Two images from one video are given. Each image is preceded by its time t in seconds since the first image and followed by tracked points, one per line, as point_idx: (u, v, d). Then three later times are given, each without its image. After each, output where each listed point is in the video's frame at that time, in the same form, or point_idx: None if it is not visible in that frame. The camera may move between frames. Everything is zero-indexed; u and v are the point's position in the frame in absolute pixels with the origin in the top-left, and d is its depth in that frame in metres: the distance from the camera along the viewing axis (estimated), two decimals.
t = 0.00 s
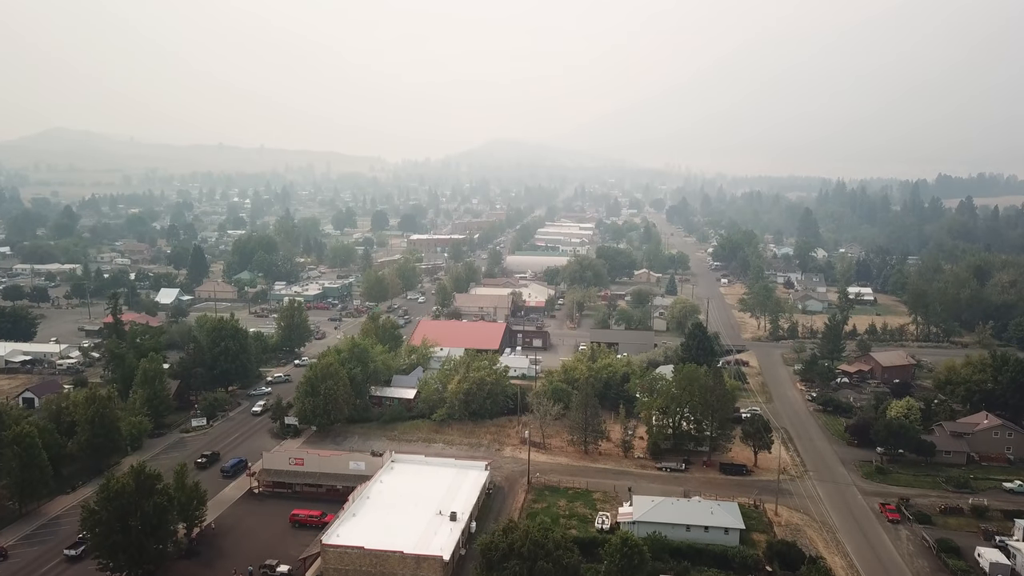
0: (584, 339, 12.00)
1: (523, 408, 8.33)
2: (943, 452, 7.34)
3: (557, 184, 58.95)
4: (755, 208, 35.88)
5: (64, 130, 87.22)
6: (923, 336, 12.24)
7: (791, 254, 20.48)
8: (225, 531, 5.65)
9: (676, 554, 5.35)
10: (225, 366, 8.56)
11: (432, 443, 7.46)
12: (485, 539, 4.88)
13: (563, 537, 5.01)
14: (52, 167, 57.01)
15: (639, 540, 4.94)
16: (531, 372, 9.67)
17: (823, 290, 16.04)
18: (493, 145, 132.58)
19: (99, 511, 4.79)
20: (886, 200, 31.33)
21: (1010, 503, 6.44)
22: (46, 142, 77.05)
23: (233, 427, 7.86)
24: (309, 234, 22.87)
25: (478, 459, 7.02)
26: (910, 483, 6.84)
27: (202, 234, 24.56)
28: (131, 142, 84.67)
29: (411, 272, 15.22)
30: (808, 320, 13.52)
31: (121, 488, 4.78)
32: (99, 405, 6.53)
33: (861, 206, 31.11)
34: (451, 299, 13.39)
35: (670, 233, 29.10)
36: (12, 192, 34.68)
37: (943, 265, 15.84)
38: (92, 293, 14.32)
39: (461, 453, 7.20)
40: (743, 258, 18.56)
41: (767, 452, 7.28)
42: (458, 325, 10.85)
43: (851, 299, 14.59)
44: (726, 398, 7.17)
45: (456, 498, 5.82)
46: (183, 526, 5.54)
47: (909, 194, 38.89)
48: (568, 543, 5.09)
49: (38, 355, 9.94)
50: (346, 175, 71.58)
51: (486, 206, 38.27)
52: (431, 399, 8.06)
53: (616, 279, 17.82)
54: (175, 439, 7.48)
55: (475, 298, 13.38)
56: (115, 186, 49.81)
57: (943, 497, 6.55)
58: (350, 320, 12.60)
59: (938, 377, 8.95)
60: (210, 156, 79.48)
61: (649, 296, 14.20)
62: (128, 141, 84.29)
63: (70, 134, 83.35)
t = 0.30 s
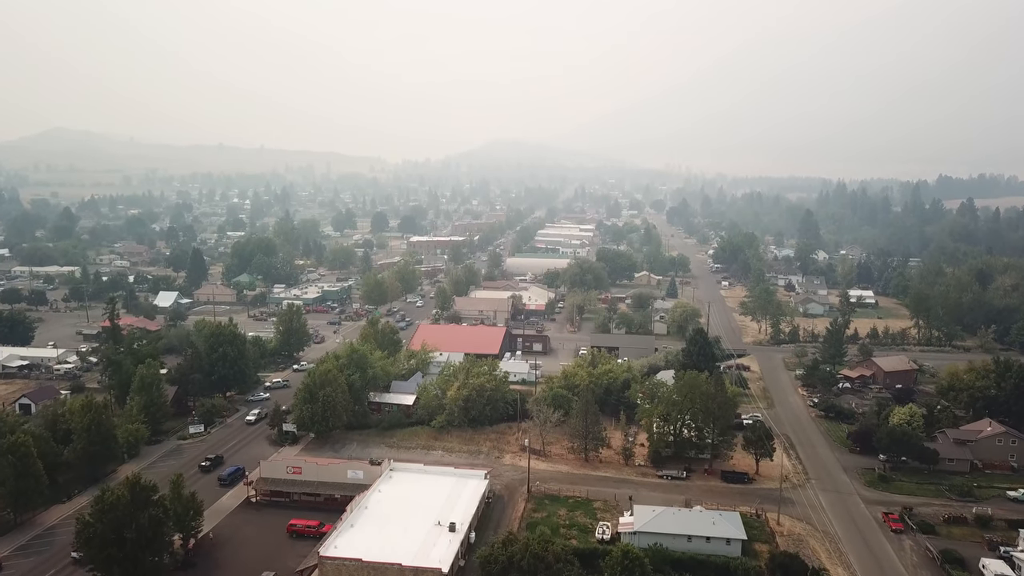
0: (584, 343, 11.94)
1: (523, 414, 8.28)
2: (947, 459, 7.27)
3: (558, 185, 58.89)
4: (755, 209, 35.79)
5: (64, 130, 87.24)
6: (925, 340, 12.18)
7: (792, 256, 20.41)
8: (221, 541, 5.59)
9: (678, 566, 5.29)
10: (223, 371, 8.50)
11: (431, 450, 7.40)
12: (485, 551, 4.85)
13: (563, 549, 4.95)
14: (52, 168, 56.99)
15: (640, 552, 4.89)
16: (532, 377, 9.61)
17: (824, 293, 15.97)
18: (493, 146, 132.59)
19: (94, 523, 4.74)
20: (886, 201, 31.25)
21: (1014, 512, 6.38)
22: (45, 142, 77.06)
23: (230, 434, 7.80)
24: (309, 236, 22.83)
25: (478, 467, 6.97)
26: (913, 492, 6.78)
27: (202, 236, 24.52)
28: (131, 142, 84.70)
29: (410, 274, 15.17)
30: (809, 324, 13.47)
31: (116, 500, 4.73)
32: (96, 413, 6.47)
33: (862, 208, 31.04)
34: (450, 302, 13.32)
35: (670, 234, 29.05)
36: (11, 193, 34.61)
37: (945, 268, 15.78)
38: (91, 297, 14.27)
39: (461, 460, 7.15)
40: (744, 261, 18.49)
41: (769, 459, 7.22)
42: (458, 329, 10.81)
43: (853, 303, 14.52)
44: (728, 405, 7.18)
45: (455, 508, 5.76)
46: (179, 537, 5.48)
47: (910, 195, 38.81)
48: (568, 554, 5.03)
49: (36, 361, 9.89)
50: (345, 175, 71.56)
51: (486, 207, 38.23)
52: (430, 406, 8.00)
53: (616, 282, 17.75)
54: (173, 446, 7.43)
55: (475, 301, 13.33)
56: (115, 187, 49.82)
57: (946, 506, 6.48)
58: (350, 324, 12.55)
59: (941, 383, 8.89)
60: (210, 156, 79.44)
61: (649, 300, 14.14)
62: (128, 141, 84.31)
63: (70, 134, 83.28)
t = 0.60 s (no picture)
0: (584, 347, 11.89)
1: (523, 421, 8.22)
2: (950, 468, 7.21)
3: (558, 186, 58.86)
4: (756, 210, 35.71)
5: (64, 130, 87.18)
6: (927, 344, 12.12)
7: (792, 258, 20.35)
8: (218, 552, 5.53)
9: None
10: (220, 377, 8.44)
11: (430, 458, 7.34)
12: (484, 563, 4.79)
13: (563, 561, 4.89)
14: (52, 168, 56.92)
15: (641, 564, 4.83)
16: (531, 383, 9.56)
17: (824, 296, 15.91)
18: (493, 146, 132.55)
19: (88, 536, 4.69)
20: (887, 202, 31.18)
21: (1018, 521, 6.32)
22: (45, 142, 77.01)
23: (228, 441, 7.75)
24: (308, 238, 22.79)
25: (477, 475, 6.91)
26: (916, 500, 6.72)
27: (201, 237, 24.46)
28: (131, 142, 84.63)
29: (410, 277, 15.11)
30: (811, 327, 13.41)
31: (110, 512, 4.69)
32: (92, 421, 6.42)
33: (863, 210, 30.99)
34: (450, 306, 13.25)
35: (670, 236, 29.01)
36: (9, 194, 34.52)
37: (946, 271, 15.71)
38: (89, 300, 14.21)
39: (460, 468, 7.09)
40: (744, 263, 18.43)
41: (770, 467, 7.16)
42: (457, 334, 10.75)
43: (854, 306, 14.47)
44: (729, 412, 7.10)
45: (454, 519, 5.71)
46: (175, 548, 5.43)
47: (910, 197, 38.76)
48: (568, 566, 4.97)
49: (33, 365, 9.84)
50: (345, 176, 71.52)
51: (487, 208, 38.20)
52: (429, 413, 7.94)
53: (616, 285, 17.69)
54: (169, 454, 7.37)
55: (475, 305, 13.27)
56: (115, 188, 49.80)
57: (949, 515, 6.43)
58: (349, 328, 12.49)
59: (944, 389, 8.82)
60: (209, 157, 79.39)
61: (649, 303, 14.09)
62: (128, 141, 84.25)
63: (70, 134, 83.21)
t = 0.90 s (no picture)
0: (584, 352, 11.83)
1: (523, 427, 8.16)
2: (953, 476, 7.15)
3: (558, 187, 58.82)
4: (756, 211, 35.65)
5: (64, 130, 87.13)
6: (928, 348, 12.07)
7: (793, 260, 20.29)
8: (214, 563, 5.47)
9: None
10: (218, 383, 8.38)
11: (429, 466, 7.29)
12: None
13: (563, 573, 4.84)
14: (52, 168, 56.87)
15: None
16: (531, 388, 9.49)
17: (825, 299, 15.86)
18: (493, 147, 132.55)
19: (82, 549, 4.64)
20: (887, 203, 31.12)
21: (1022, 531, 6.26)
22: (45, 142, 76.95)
23: (225, 448, 7.70)
24: (308, 240, 22.72)
25: (477, 484, 6.86)
26: (919, 509, 6.67)
27: (200, 239, 24.39)
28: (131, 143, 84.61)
29: (409, 280, 15.05)
30: (812, 331, 13.35)
31: (105, 524, 4.63)
32: (88, 429, 6.36)
33: (864, 211, 30.93)
34: (449, 309, 13.18)
35: (671, 237, 28.96)
36: (8, 195, 34.47)
37: (948, 274, 15.66)
38: (87, 303, 14.15)
39: (459, 477, 7.04)
40: (745, 265, 18.37)
41: (772, 475, 7.11)
42: (457, 338, 10.69)
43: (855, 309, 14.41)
44: (731, 419, 7.00)
45: (453, 529, 5.65)
46: (171, 560, 5.37)
47: (911, 198, 38.73)
48: None
49: (30, 371, 9.78)
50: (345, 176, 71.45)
51: (486, 209, 38.16)
52: (428, 419, 7.88)
53: (616, 287, 17.64)
54: (167, 462, 7.32)
55: (475, 308, 13.20)
56: (115, 188, 49.73)
57: (953, 524, 6.37)
58: (348, 332, 12.43)
59: (946, 395, 8.76)
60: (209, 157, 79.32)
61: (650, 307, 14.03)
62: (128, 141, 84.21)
63: (71, 135, 83.15)
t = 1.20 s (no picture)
0: (584, 356, 11.77)
1: (523, 434, 8.10)
2: (957, 483, 7.09)
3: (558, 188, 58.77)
4: (757, 212, 35.57)
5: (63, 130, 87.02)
6: (930, 352, 12.00)
7: (794, 263, 20.22)
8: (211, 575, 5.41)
9: None
10: (216, 390, 8.33)
11: (428, 474, 7.23)
12: None
13: None
14: (51, 169, 56.81)
15: None
16: (531, 394, 9.43)
17: (826, 303, 15.80)
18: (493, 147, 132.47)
19: (77, 563, 4.57)
20: (888, 204, 31.05)
21: None
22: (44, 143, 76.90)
23: (223, 455, 7.65)
24: (307, 242, 22.65)
25: (476, 492, 6.81)
26: (922, 518, 6.61)
27: (199, 241, 24.30)
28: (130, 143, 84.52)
29: (409, 283, 14.99)
30: (813, 335, 13.29)
31: (100, 538, 4.57)
32: (84, 438, 6.31)
33: (864, 213, 30.86)
34: (449, 313, 13.11)
35: (671, 239, 28.91)
36: (8, 196, 34.40)
37: (949, 277, 15.59)
38: (85, 306, 14.08)
39: (458, 485, 6.99)
40: (745, 268, 18.31)
41: (774, 483, 7.05)
42: (456, 343, 10.62)
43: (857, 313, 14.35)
44: (733, 427, 6.95)
45: (452, 540, 5.59)
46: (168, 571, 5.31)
47: (911, 199, 38.68)
48: None
49: (27, 376, 9.71)
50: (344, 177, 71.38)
51: (486, 210, 38.10)
52: (428, 426, 7.81)
53: (617, 290, 17.58)
54: (164, 469, 7.26)
55: (474, 312, 13.14)
56: (114, 189, 49.65)
57: (956, 534, 6.31)
58: (347, 336, 12.37)
59: (949, 401, 8.70)
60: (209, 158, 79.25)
61: (650, 310, 13.96)
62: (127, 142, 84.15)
63: (71, 136, 83.08)
